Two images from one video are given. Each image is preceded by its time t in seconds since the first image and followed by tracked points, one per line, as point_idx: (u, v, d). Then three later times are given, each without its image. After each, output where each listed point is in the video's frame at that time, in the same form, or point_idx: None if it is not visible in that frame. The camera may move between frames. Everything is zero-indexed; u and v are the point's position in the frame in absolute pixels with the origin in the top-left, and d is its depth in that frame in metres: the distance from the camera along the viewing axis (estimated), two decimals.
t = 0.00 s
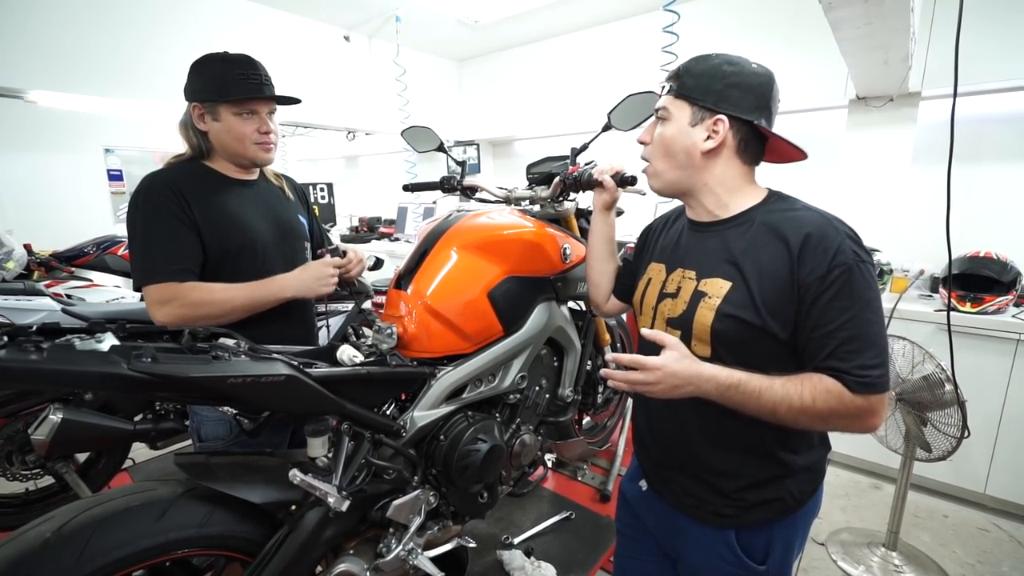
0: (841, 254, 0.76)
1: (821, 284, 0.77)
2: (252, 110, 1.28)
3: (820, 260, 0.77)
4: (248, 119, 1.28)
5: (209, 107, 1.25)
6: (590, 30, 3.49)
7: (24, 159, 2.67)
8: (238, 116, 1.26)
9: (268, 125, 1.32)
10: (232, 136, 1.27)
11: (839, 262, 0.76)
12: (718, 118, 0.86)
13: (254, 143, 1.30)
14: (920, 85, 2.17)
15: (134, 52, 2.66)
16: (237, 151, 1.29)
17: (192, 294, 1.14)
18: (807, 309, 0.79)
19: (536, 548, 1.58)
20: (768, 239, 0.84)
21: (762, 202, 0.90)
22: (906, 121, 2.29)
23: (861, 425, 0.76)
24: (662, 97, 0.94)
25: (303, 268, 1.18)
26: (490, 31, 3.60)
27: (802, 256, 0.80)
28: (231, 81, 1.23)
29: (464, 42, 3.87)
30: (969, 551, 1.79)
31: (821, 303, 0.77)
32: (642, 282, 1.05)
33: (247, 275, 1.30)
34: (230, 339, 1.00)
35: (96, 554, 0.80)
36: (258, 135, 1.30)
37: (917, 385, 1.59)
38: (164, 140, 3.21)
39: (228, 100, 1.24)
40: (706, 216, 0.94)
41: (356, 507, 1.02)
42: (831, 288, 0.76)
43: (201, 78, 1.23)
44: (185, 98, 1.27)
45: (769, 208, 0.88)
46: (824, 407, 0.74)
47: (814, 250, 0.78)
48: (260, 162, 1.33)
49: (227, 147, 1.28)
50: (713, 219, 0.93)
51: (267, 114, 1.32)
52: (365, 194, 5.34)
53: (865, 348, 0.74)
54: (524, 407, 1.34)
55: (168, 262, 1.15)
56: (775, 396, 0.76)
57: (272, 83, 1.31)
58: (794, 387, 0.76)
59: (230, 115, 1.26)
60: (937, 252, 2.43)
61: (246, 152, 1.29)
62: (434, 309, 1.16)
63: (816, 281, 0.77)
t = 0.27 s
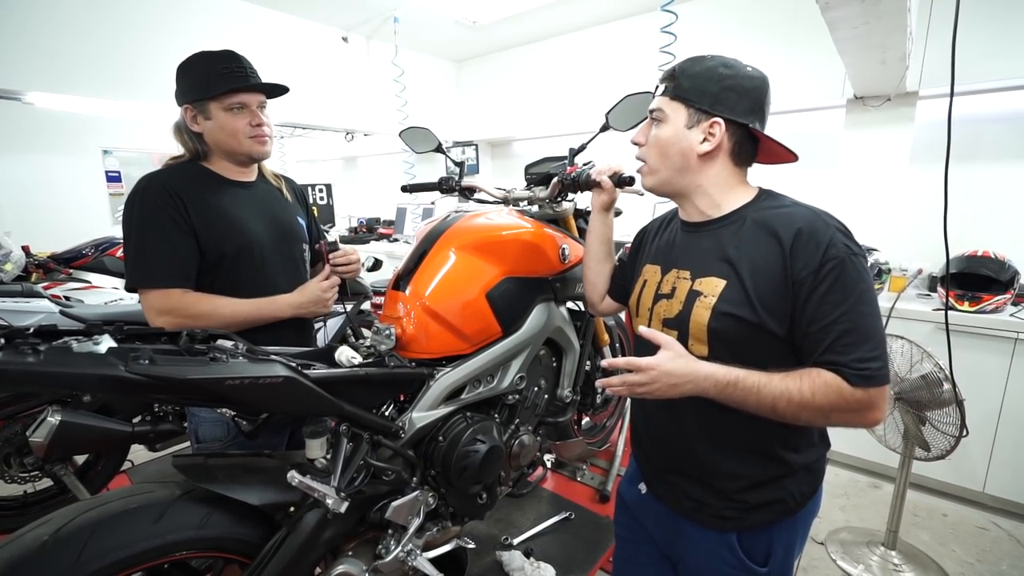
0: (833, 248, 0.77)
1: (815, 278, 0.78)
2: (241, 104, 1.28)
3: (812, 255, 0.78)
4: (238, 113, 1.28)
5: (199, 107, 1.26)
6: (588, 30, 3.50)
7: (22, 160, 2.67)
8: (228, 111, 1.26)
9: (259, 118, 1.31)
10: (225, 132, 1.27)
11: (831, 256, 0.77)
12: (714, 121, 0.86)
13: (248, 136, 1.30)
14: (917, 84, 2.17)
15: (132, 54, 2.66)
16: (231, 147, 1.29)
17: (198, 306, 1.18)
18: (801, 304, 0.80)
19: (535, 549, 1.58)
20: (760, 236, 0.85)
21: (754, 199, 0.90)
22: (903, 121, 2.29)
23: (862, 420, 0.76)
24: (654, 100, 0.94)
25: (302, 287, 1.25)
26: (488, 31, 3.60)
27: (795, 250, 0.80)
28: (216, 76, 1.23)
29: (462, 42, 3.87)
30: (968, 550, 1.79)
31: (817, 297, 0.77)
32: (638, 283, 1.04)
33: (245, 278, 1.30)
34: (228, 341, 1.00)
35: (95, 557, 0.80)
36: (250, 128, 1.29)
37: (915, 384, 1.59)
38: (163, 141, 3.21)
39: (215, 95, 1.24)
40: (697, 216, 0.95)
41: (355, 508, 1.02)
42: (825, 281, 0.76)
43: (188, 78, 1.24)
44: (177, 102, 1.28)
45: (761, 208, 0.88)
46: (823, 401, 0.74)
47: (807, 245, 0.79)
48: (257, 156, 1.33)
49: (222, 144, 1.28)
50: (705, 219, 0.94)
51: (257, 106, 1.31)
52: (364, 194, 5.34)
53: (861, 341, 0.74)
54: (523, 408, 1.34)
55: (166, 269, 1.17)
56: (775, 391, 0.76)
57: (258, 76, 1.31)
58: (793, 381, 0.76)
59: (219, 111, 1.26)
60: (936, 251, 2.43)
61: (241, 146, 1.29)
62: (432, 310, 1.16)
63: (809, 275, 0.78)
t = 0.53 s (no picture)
0: (835, 249, 0.77)
1: (818, 279, 0.78)
2: (235, 101, 1.28)
3: (815, 255, 0.78)
4: (233, 111, 1.28)
5: (194, 108, 1.26)
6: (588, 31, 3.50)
7: (21, 161, 2.66)
8: (222, 110, 1.26)
9: (255, 115, 1.31)
10: (221, 131, 1.27)
11: (834, 257, 0.77)
12: (711, 120, 0.87)
13: (244, 134, 1.30)
14: (917, 84, 2.16)
15: (132, 56, 2.66)
16: (228, 146, 1.28)
17: (201, 308, 1.17)
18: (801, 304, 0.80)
19: (535, 550, 1.58)
20: (762, 236, 0.85)
21: (756, 199, 0.90)
22: (903, 121, 2.30)
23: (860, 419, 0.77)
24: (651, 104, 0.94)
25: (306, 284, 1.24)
26: (488, 32, 3.60)
27: (798, 251, 0.80)
28: (208, 75, 1.23)
29: (462, 43, 3.88)
30: (969, 551, 1.79)
31: (819, 297, 0.77)
32: (639, 283, 1.04)
33: (245, 278, 1.31)
34: (227, 342, 1.00)
35: (94, 558, 0.80)
36: (246, 125, 1.29)
37: (915, 385, 1.59)
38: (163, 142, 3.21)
39: (208, 94, 1.24)
40: (701, 216, 0.95)
41: (354, 509, 1.02)
42: (828, 282, 0.76)
43: (182, 80, 1.25)
44: (172, 104, 1.29)
45: (763, 208, 0.88)
46: (825, 401, 0.74)
47: (811, 245, 0.79)
48: (254, 153, 1.33)
49: (219, 143, 1.28)
50: (708, 218, 0.94)
51: (251, 103, 1.31)
52: (364, 195, 5.34)
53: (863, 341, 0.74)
54: (522, 409, 1.34)
55: (167, 271, 1.16)
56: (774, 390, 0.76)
57: (249, 72, 1.31)
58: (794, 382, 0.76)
59: (214, 110, 1.26)
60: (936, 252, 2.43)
61: (238, 145, 1.29)
62: (432, 311, 1.16)
63: (812, 275, 0.78)
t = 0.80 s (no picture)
0: (861, 238, 0.79)
1: (845, 266, 0.78)
2: (234, 102, 1.28)
3: (842, 243, 0.79)
4: (232, 113, 1.28)
5: (193, 110, 1.27)
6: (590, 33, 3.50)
7: (26, 162, 2.68)
8: (222, 111, 1.27)
9: (254, 116, 1.32)
10: (221, 132, 1.27)
11: (860, 246, 0.78)
12: (763, 124, 0.88)
13: (243, 135, 1.30)
14: (920, 86, 2.16)
15: (136, 58, 2.67)
16: (228, 147, 1.29)
17: (201, 312, 1.18)
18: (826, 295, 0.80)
19: (537, 552, 1.58)
20: (790, 229, 0.86)
21: (782, 197, 0.92)
22: (905, 123, 2.29)
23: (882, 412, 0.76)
24: (698, 106, 0.89)
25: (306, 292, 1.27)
26: (490, 34, 3.61)
27: (826, 242, 0.81)
28: (207, 76, 1.24)
29: (464, 46, 3.89)
30: (973, 555, 1.78)
31: (845, 285, 0.77)
32: (657, 282, 1.05)
33: (247, 280, 1.31)
34: (230, 343, 1.00)
35: (97, 557, 0.80)
36: (245, 126, 1.30)
37: (918, 388, 1.59)
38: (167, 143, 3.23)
39: (207, 95, 1.24)
40: (731, 217, 0.95)
41: (356, 511, 1.02)
42: (854, 270, 0.77)
43: (181, 82, 1.25)
44: (172, 106, 1.29)
45: (786, 204, 0.90)
46: (858, 390, 0.72)
47: (835, 236, 0.81)
48: (254, 154, 1.34)
49: (219, 145, 1.29)
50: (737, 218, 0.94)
51: (250, 104, 1.31)
52: (366, 197, 5.36)
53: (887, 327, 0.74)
54: (525, 410, 1.34)
55: (168, 274, 1.17)
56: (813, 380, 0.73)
57: (248, 74, 1.31)
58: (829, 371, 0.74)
59: (214, 111, 1.26)
60: (939, 255, 2.42)
61: (237, 145, 1.29)
62: (434, 313, 1.16)
63: (836, 265, 0.79)
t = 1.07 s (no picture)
0: (890, 239, 0.84)
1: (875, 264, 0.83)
2: (238, 105, 1.28)
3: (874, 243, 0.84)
4: (235, 115, 1.29)
5: (195, 111, 1.27)
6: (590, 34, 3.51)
7: (27, 165, 2.69)
8: (225, 114, 1.27)
9: (257, 118, 1.32)
10: (223, 134, 1.27)
11: (888, 245, 0.84)
12: (796, 125, 0.92)
13: (245, 138, 1.31)
14: (920, 87, 2.16)
15: (136, 60, 2.68)
16: (230, 149, 1.29)
17: (202, 313, 1.18)
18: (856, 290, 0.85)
19: (537, 552, 1.58)
20: (817, 228, 0.90)
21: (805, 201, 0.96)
22: (905, 123, 2.29)
23: (928, 404, 0.79)
24: (735, 103, 0.92)
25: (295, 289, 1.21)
26: (490, 35, 3.62)
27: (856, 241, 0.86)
28: (211, 79, 1.24)
29: (464, 46, 3.89)
30: (975, 556, 1.78)
31: (876, 280, 0.83)
32: (677, 273, 1.08)
33: (247, 280, 1.31)
34: (230, 343, 1.00)
35: (98, 559, 0.80)
36: (248, 129, 1.30)
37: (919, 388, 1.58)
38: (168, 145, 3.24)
39: (210, 98, 1.24)
40: (757, 214, 0.98)
41: (357, 511, 1.02)
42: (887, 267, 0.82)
43: (183, 84, 1.25)
44: (173, 106, 1.29)
45: (812, 206, 0.94)
46: (901, 370, 0.75)
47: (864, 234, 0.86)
48: (256, 156, 1.34)
49: (221, 146, 1.29)
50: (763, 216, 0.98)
51: (253, 107, 1.32)
52: (367, 198, 5.37)
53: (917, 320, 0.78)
54: (525, 411, 1.34)
55: (168, 275, 1.17)
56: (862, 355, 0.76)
57: (250, 77, 1.31)
58: (882, 351, 0.76)
59: (215, 113, 1.26)
60: (940, 255, 2.41)
61: (239, 148, 1.30)
62: (434, 313, 1.16)
63: (866, 263, 0.84)
